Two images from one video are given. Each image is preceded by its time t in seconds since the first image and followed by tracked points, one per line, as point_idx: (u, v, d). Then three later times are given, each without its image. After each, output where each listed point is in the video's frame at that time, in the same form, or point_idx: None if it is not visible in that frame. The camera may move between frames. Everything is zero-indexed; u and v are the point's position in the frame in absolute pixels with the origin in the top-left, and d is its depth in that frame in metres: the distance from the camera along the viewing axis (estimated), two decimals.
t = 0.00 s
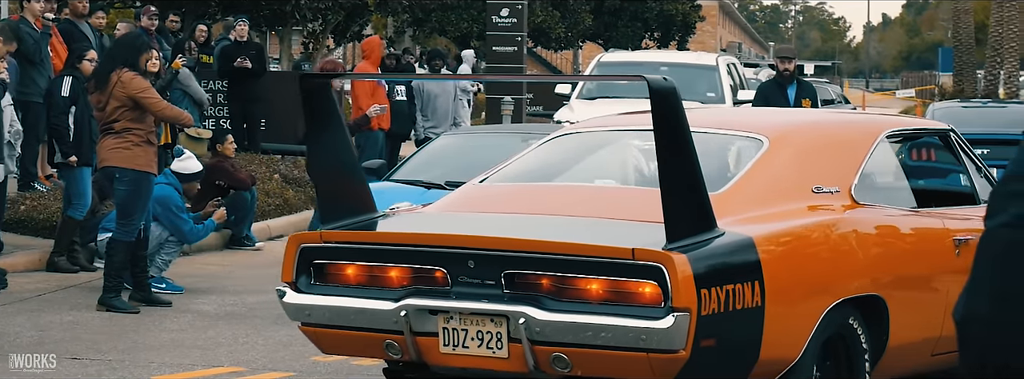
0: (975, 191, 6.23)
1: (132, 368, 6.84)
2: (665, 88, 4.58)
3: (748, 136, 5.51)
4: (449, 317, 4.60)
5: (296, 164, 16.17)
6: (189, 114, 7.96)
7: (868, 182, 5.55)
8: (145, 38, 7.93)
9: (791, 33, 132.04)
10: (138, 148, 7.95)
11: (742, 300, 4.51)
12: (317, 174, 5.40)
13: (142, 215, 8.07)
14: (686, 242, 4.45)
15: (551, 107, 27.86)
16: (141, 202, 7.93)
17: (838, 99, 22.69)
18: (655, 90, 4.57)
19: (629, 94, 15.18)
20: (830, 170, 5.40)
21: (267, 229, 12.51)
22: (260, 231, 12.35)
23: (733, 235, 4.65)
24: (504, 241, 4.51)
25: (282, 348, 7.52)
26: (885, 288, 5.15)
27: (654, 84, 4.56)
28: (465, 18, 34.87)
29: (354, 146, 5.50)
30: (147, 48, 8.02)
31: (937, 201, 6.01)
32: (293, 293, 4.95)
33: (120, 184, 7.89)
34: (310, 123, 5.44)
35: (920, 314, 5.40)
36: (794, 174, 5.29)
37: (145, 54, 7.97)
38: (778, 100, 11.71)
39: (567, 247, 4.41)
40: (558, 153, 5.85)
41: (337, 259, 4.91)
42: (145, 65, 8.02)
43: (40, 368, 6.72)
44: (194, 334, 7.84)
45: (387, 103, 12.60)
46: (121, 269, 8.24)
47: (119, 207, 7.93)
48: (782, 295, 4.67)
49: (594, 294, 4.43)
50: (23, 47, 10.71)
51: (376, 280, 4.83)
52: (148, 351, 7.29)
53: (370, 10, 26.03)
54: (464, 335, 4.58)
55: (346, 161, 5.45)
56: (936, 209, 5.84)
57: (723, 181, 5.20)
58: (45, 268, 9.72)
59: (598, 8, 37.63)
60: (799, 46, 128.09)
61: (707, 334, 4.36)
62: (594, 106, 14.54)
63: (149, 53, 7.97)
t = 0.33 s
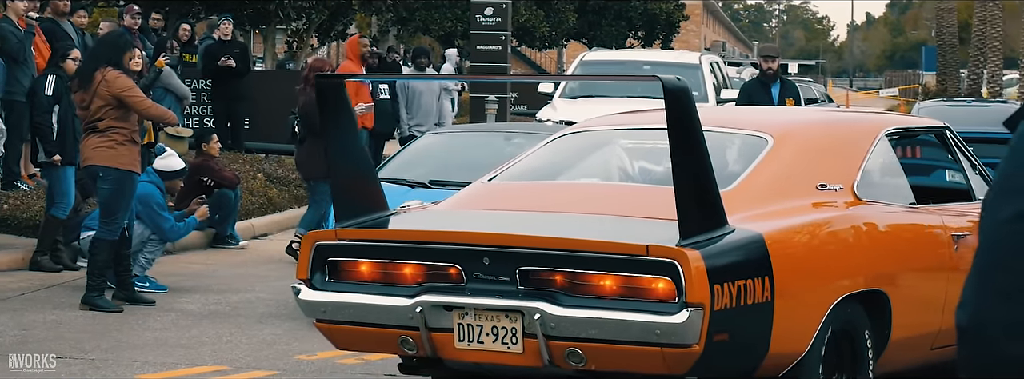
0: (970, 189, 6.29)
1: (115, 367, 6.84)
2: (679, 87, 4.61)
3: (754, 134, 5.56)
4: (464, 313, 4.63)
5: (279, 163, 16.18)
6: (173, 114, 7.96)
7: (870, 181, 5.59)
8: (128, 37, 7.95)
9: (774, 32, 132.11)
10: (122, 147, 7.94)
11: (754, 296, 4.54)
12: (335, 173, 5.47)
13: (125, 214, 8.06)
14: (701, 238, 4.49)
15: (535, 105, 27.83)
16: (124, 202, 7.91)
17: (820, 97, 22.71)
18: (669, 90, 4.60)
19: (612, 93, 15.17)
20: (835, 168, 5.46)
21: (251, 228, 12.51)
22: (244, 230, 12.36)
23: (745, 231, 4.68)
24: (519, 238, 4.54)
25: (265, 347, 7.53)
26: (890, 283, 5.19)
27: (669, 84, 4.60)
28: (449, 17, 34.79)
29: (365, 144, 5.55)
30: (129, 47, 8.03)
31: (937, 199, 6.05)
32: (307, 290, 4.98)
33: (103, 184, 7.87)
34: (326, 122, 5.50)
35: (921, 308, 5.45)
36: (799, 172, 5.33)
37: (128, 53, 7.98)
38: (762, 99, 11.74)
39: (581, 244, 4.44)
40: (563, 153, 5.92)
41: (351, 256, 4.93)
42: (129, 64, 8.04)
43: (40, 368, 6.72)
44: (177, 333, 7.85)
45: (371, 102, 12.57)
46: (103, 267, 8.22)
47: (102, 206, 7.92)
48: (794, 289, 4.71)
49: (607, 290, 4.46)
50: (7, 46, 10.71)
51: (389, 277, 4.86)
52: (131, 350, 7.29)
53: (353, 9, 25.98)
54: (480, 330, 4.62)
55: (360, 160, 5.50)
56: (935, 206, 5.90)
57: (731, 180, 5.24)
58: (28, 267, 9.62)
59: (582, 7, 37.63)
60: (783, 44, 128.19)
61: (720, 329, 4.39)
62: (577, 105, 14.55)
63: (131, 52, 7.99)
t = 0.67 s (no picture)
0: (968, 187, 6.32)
1: (99, 366, 6.85)
2: (692, 87, 4.66)
3: (759, 132, 5.60)
4: (479, 309, 4.67)
5: (264, 162, 16.16)
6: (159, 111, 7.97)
7: (872, 178, 5.64)
8: (112, 35, 8.00)
9: (760, 32, 132.21)
10: (108, 145, 7.95)
11: (766, 292, 4.58)
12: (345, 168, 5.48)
13: (110, 213, 8.04)
14: (713, 235, 4.53)
15: (521, 103, 27.82)
16: (110, 200, 7.92)
17: (806, 97, 22.74)
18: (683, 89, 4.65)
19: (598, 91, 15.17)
20: (838, 165, 5.50)
21: (236, 227, 12.51)
22: (229, 229, 12.36)
23: (755, 227, 4.72)
24: (533, 235, 4.58)
25: (251, 345, 7.54)
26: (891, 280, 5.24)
27: (684, 83, 4.65)
28: (435, 15, 34.71)
29: (379, 142, 5.57)
30: (114, 46, 8.07)
31: (936, 197, 6.09)
32: (323, 286, 5.00)
33: (88, 182, 7.88)
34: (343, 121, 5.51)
35: (921, 303, 5.49)
36: (806, 170, 5.38)
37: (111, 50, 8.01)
38: (747, 97, 11.76)
39: (595, 241, 4.48)
40: (567, 151, 5.96)
41: (365, 253, 4.97)
42: (114, 63, 8.06)
43: (38, 368, 6.73)
44: (163, 331, 7.85)
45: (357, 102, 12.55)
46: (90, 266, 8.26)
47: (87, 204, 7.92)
48: (801, 286, 4.75)
49: (620, 285, 4.49)
50: None
51: (404, 273, 4.89)
52: (116, 349, 7.30)
53: (340, 8, 25.96)
54: (494, 326, 4.65)
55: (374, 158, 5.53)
56: (936, 202, 5.93)
57: (739, 177, 5.29)
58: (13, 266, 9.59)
59: (568, 6, 37.62)
60: (768, 44, 128.27)
61: (733, 323, 4.43)
62: (561, 104, 14.59)
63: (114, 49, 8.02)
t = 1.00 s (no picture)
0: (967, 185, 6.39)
1: (87, 365, 6.86)
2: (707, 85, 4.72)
3: (766, 129, 5.66)
4: (496, 304, 4.72)
5: (253, 161, 16.16)
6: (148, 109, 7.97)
7: (878, 176, 5.70)
8: (102, 35, 8.01)
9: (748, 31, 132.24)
10: (97, 144, 7.94)
11: (777, 287, 4.64)
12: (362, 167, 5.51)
13: (98, 211, 8.04)
14: (728, 231, 4.59)
15: (509, 103, 27.79)
16: (98, 199, 7.92)
17: (793, 96, 22.75)
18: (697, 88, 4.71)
19: (586, 91, 15.15)
20: (846, 161, 5.57)
21: (225, 226, 12.52)
22: (217, 227, 12.36)
23: (767, 224, 4.78)
24: (550, 232, 4.62)
25: (240, 345, 7.56)
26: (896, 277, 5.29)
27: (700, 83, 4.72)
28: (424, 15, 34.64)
29: (393, 139, 5.61)
30: (102, 44, 8.07)
31: (938, 195, 6.15)
32: (340, 283, 5.07)
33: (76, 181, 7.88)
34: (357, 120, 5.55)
35: (926, 300, 5.53)
36: (813, 167, 5.43)
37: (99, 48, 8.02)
38: (733, 97, 11.77)
39: (612, 237, 4.54)
40: (572, 145, 6.00)
41: (382, 249, 5.02)
42: (102, 61, 8.07)
43: (39, 368, 6.73)
44: (152, 331, 7.86)
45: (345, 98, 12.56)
46: (78, 266, 8.23)
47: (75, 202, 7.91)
48: (808, 284, 4.80)
49: (635, 281, 4.54)
50: None
51: (419, 269, 4.94)
52: (105, 348, 7.31)
53: (328, 7, 25.90)
54: (510, 321, 4.72)
55: (388, 154, 5.56)
56: (939, 200, 5.98)
57: (749, 173, 5.34)
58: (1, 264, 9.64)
59: (557, 6, 37.64)
60: (757, 44, 128.30)
61: (747, 318, 4.49)
62: (550, 102, 14.63)
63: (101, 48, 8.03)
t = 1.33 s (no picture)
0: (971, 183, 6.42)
1: (80, 365, 6.88)
2: (725, 86, 4.77)
3: (775, 127, 5.72)
4: (514, 301, 4.76)
5: (245, 160, 16.15)
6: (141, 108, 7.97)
7: (886, 174, 5.76)
8: (94, 34, 7.98)
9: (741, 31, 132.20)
10: (91, 144, 7.94)
11: (791, 283, 4.70)
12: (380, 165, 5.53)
13: (92, 211, 8.03)
14: (742, 229, 4.64)
15: (502, 102, 27.76)
16: (91, 199, 7.92)
17: (785, 96, 22.77)
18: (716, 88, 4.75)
19: (577, 90, 15.14)
20: (854, 160, 5.63)
21: (218, 225, 12.51)
22: (211, 227, 12.37)
23: (781, 223, 4.83)
24: (569, 228, 4.66)
25: (232, 344, 7.57)
26: (903, 275, 5.34)
27: (721, 84, 4.77)
28: (417, 15, 34.61)
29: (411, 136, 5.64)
30: (94, 43, 8.06)
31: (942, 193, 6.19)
32: (358, 280, 5.09)
33: (70, 180, 7.88)
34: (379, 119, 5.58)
35: (933, 296, 5.59)
36: (824, 166, 5.50)
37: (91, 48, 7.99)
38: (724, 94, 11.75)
39: (631, 235, 4.58)
40: (579, 141, 6.04)
41: (400, 247, 5.04)
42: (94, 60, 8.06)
43: (38, 367, 6.76)
44: (144, 330, 7.87)
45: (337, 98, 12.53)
46: (70, 265, 8.22)
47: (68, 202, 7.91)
48: (818, 281, 4.86)
49: (653, 277, 4.59)
50: None
51: (438, 266, 4.97)
52: (97, 348, 7.32)
53: (321, 7, 25.87)
54: (529, 317, 4.75)
55: (406, 152, 5.57)
56: (944, 198, 6.04)
57: (761, 171, 5.40)
58: None
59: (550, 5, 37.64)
60: (749, 45, 128.27)
61: (763, 315, 4.55)
62: (542, 102, 14.64)
63: (94, 48, 8.02)
